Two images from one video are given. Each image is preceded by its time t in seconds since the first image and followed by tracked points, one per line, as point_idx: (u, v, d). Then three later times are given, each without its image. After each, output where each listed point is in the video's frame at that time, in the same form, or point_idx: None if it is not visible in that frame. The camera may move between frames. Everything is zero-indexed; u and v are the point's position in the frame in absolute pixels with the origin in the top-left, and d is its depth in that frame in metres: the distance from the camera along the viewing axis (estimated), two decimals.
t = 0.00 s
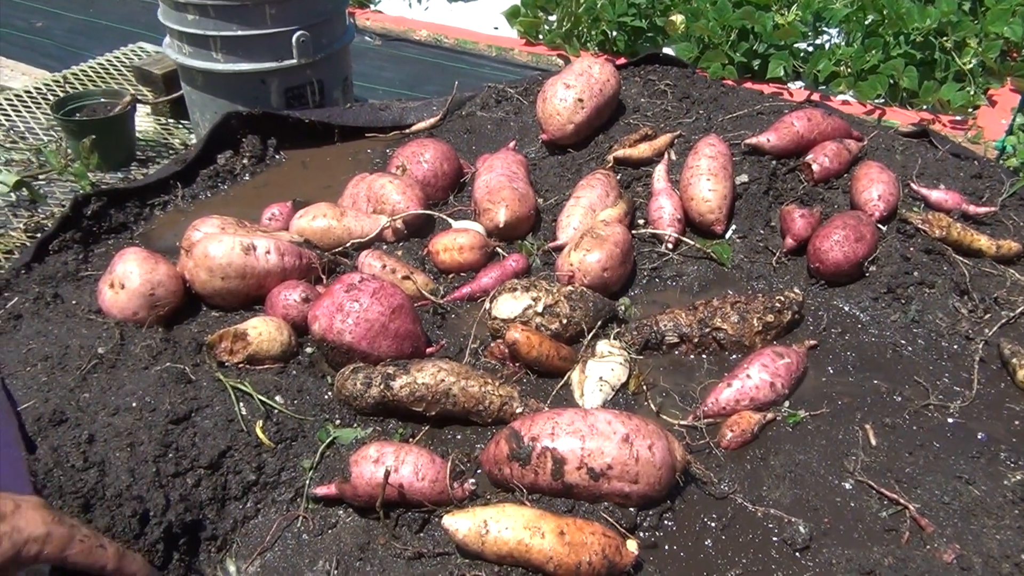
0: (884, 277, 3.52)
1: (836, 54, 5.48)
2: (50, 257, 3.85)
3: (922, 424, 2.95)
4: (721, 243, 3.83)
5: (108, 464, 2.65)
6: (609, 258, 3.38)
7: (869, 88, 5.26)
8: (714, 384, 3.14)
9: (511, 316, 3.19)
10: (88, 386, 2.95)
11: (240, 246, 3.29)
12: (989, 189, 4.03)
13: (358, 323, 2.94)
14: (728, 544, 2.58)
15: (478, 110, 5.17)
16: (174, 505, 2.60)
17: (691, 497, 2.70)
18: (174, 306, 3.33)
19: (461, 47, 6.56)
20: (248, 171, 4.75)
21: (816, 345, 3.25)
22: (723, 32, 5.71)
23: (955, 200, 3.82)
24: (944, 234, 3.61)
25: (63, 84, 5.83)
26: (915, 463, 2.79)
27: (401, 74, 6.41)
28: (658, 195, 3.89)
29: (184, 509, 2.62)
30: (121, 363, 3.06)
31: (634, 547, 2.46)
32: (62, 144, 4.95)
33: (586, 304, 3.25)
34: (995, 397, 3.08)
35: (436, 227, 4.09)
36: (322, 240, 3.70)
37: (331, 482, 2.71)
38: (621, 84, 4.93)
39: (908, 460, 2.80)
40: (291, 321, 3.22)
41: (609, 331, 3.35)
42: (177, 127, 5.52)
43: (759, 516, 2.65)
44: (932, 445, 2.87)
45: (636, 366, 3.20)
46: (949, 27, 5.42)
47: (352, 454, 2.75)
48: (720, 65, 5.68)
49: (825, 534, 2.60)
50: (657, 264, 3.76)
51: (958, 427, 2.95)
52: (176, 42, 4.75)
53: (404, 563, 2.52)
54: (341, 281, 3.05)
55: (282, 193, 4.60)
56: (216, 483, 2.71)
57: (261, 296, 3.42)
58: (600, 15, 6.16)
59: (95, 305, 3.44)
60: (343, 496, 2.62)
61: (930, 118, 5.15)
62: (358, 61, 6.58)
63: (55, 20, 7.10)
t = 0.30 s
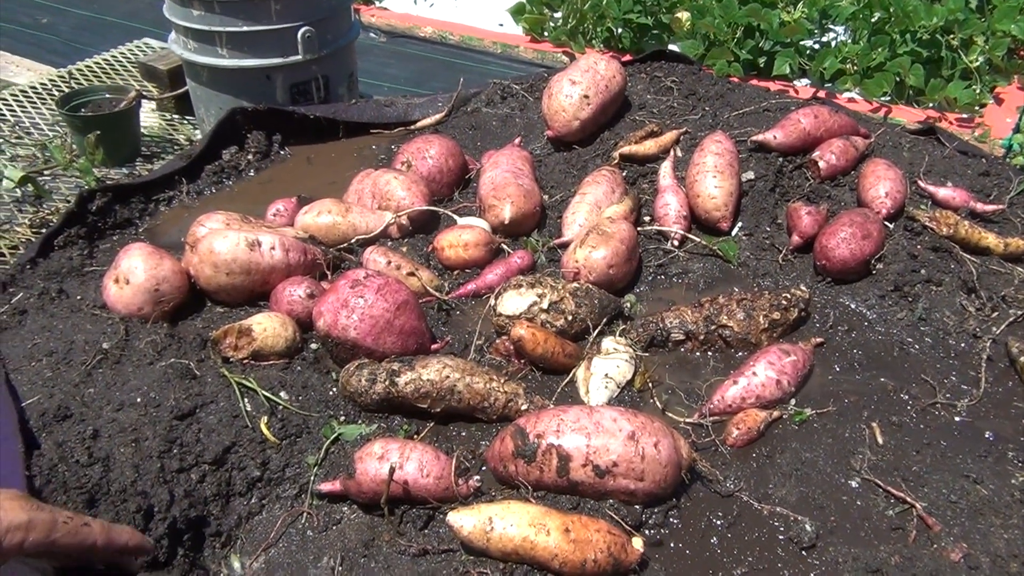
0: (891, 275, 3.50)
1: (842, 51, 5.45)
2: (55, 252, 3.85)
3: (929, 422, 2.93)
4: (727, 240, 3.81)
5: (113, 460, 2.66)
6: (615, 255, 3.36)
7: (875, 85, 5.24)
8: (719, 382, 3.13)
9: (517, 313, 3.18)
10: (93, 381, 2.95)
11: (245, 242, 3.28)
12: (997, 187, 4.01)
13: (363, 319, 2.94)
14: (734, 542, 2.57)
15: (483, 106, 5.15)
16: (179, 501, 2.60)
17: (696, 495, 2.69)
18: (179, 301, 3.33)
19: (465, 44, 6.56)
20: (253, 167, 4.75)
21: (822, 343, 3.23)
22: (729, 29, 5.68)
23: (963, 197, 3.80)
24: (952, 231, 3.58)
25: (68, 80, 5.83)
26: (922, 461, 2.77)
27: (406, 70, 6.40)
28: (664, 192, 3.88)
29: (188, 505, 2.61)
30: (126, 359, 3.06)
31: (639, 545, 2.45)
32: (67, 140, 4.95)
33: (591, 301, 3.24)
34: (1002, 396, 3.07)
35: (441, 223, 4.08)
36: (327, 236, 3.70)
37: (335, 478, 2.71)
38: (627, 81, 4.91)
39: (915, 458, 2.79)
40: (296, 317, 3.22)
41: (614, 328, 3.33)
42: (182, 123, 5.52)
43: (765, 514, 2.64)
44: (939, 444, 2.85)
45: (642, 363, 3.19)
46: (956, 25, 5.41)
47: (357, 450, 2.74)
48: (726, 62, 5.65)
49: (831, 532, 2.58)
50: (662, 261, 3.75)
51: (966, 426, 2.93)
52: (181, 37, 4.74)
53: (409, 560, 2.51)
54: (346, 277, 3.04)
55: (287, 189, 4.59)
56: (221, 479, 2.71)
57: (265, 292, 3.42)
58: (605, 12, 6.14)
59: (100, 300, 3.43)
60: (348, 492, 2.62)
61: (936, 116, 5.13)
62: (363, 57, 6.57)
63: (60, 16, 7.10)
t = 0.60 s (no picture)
0: (894, 271, 3.50)
1: (846, 46, 5.43)
2: (58, 249, 3.85)
3: (933, 418, 2.92)
4: (730, 236, 3.80)
5: (115, 457, 2.65)
6: (618, 251, 3.35)
7: (879, 80, 5.22)
8: (723, 378, 3.12)
9: (519, 309, 3.17)
10: (95, 378, 2.95)
11: (247, 238, 3.28)
12: (1002, 182, 3.99)
13: (365, 315, 2.93)
14: (737, 539, 2.56)
15: (485, 102, 5.14)
16: (181, 498, 2.60)
17: (700, 491, 2.68)
18: (181, 298, 3.32)
19: (467, 40, 6.54)
20: (255, 163, 4.74)
21: (826, 339, 3.21)
22: (732, 25, 5.66)
23: (967, 192, 3.77)
24: (956, 227, 3.56)
25: (71, 77, 5.83)
26: (927, 457, 2.76)
27: (409, 66, 6.39)
28: (667, 188, 3.86)
29: (190, 502, 2.60)
30: (128, 355, 3.06)
31: (642, 541, 2.44)
32: (69, 137, 4.95)
33: (594, 297, 3.22)
34: (1007, 391, 3.05)
35: (444, 220, 4.07)
36: (329, 232, 3.69)
37: (337, 475, 2.70)
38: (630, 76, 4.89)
39: (920, 454, 2.77)
40: (298, 314, 3.21)
41: (617, 324, 3.33)
42: (184, 120, 5.51)
43: (768, 510, 2.63)
44: (943, 440, 2.84)
45: (645, 359, 3.18)
46: (961, 20, 5.37)
47: (359, 447, 2.73)
48: (729, 57, 5.62)
49: (835, 528, 2.57)
50: (665, 256, 3.74)
51: (970, 422, 2.91)
52: (183, 34, 4.74)
53: (412, 557, 2.51)
54: (348, 273, 3.03)
55: (289, 186, 4.59)
56: (223, 476, 2.70)
57: (267, 289, 3.42)
58: (607, 8, 6.06)
59: (102, 297, 3.43)
60: (350, 489, 2.61)
61: (941, 111, 5.09)
62: (365, 54, 6.56)
63: (63, 13, 7.09)
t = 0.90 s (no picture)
0: (896, 266, 3.48)
1: (848, 41, 5.41)
2: (58, 246, 3.85)
3: (935, 414, 2.91)
4: (732, 231, 3.79)
5: (115, 455, 2.66)
6: (619, 247, 3.34)
7: (882, 75, 5.21)
8: (724, 374, 3.11)
9: (520, 306, 3.17)
10: (95, 375, 2.95)
11: (248, 235, 3.27)
12: (1005, 177, 3.97)
13: (365, 312, 2.93)
14: (738, 535, 2.56)
15: (486, 98, 5.13)
16: (181, 496, 2.60)
17: (701, 488, 2.67)
18: (182, 295, 3.32)
19: (469, 35, 6.52)
20: (256, 160, 4.73)
21: (827, 335, 3.21)
22: (734, 20, 5.62)
23: (969, 187, 3.76)
24: (958, 222, 3.55)
25: (71, 74, 5.83)
26: (928, 453, 2.75)
27: (410, 62, 6.38)
28: (668, 183, 3.85)
29: (191, 499, 2.60)
30: (128, 353, 3.06)
31: (643, 538, 2.44)
32: (70, 134, 4.94)
33: (595, 293, 3.22)
34: (1010, 386, 3.04)
35: (445, 216, 4.07)
36: (329, 228, 3.69)
37: (338, 472, 2.70)
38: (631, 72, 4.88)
39: (921, 450, 2.77)
40: (298, 311, 3.21)
41: (618, 320, 3.32)
42: (185, 117, 5.51)
43: (770, 507, 2.62)
44: (945, 436, 2.83)
45: (646, 355, 3.18)
46: (963, 14, 5.33)
47: (360, 444, 2.73)
48: (731, 53, 5.60)
49: (836, 525, 2.57)
50: (667, 252, 3.73)
51: (973, 417, 2.91)
52: (183, 30, 4.73)
53: (413, 554, 2.51)
54: (348, 270, 3.03)
55: (290, 183, 4.58)
56: (224, 473, 2.70)
57: (268, 286, 3.41)
58: (609, 3, 6.08)
59: (102, 295, 3.43)
60: (351, 486, 2.61)
61: (943, 106, 5.07)
62: (366, 50, 6.55)
63: (64, 10, 7.09)
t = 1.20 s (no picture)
0: (898, 261, 3.47)
1: (850, 35, 5.36)
2: (59, 242, 3.84)
3: (937, 409, 2.91)
4: (734, 226, 3.78)
5: (116, 450, 2.65)
6: (620, 242, 3.34)
7: (884, 69, 5.20)
8: (726, 369, 3.11)
9: (521, 301, 3.16)
10: (96, 371, 2.94)
11: (248, 231, 3.27)
12: (1007, 171, 3.95)
13: (366, 308, 2.92)
14: (740, 530, 2.55)
15: (487, 93, 5.12)
16: (182, 492, 2.59)
17: (702, 483, 2.67)
18: (182, 291, 3.32)
19: (470, 31, 6.55)
20: (256, 155, 4.73)
21: (829, 330, 3.20)
22: (736, 13, 5.57)
23: (972, 181, 3.74)
24: (961, 216, 3.55)
25: (72, 70, 5.81)
26: (930, 449, 2.75)
27: (410, 57, 6.36)
28: (669, 178, 3.84)
29: (192, 495, 2.60)
30: (129, 349, 3.05)
31: (644, 533, 2.44)
32: (71, 130, 4.94)
33: (596, 288, 3.21)
34: (1012, 381, 3.03)
35: (445, 211, 4.06)
36: (330, 224, 3.68)
37: (339, 468, 2.70)
38: (632, 66, 4.86)
39: (923, 445, 2.76)
40: (299, 306, 3.21)
41: (619, 315, 3.31)
42: (186, 112, 5.50)
43: (771, 502, 2.62)
44: (947, 430, 2.82)
45: (647, 351, 3.17)
46: (965, 8, 5.31)
47: (361, 439, 2.73)
48: (733, 47, 5.57)
49: (838, 520, 2.56)
50: (668, 248, 3.72)
51: (975, 412, 2.90)
52: (183, 26, 4.71)
53: (414, 549, 2.50)
54: (349, 266, 3.03)
55: (290, 178, 4.57)
56: (225, 469, 2.70)
57: (269, 282, 3.41)
58: None
59: (103, 290, 3.43)
60: (352, 481, 2.61)
61: (945, 100, 5.05)
62: (366, 44, 6.53)
63: (64, 5, 7.08)
